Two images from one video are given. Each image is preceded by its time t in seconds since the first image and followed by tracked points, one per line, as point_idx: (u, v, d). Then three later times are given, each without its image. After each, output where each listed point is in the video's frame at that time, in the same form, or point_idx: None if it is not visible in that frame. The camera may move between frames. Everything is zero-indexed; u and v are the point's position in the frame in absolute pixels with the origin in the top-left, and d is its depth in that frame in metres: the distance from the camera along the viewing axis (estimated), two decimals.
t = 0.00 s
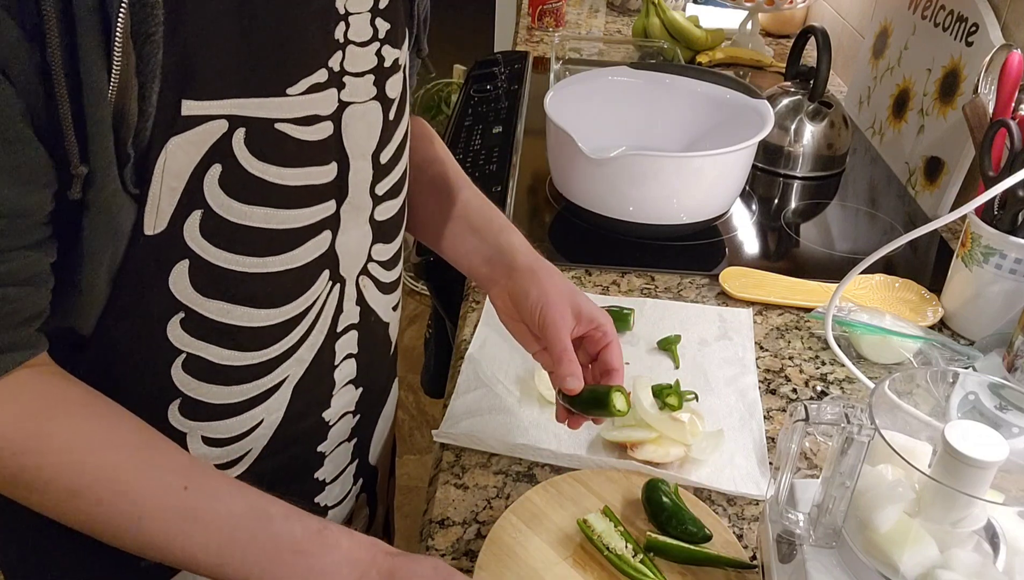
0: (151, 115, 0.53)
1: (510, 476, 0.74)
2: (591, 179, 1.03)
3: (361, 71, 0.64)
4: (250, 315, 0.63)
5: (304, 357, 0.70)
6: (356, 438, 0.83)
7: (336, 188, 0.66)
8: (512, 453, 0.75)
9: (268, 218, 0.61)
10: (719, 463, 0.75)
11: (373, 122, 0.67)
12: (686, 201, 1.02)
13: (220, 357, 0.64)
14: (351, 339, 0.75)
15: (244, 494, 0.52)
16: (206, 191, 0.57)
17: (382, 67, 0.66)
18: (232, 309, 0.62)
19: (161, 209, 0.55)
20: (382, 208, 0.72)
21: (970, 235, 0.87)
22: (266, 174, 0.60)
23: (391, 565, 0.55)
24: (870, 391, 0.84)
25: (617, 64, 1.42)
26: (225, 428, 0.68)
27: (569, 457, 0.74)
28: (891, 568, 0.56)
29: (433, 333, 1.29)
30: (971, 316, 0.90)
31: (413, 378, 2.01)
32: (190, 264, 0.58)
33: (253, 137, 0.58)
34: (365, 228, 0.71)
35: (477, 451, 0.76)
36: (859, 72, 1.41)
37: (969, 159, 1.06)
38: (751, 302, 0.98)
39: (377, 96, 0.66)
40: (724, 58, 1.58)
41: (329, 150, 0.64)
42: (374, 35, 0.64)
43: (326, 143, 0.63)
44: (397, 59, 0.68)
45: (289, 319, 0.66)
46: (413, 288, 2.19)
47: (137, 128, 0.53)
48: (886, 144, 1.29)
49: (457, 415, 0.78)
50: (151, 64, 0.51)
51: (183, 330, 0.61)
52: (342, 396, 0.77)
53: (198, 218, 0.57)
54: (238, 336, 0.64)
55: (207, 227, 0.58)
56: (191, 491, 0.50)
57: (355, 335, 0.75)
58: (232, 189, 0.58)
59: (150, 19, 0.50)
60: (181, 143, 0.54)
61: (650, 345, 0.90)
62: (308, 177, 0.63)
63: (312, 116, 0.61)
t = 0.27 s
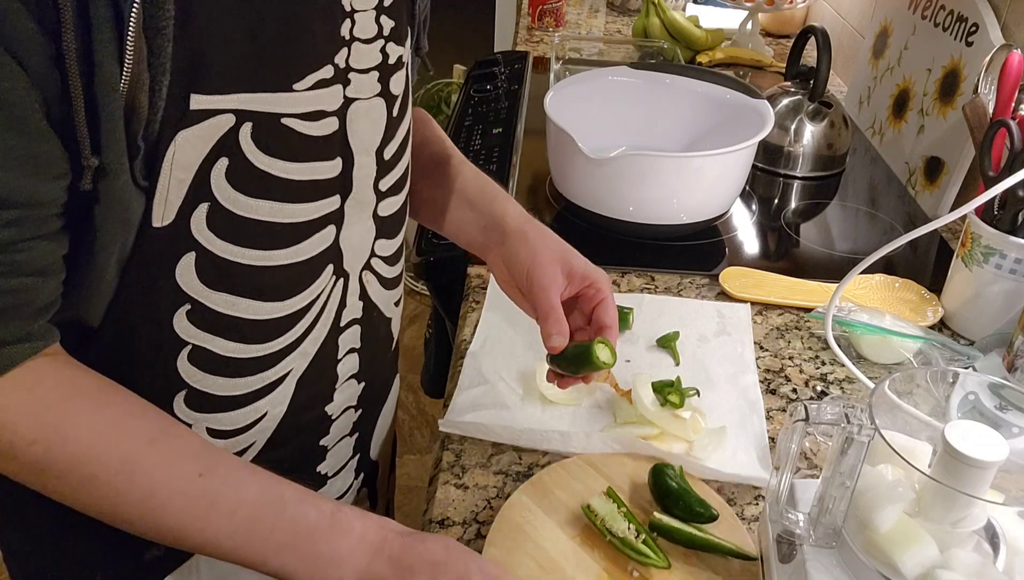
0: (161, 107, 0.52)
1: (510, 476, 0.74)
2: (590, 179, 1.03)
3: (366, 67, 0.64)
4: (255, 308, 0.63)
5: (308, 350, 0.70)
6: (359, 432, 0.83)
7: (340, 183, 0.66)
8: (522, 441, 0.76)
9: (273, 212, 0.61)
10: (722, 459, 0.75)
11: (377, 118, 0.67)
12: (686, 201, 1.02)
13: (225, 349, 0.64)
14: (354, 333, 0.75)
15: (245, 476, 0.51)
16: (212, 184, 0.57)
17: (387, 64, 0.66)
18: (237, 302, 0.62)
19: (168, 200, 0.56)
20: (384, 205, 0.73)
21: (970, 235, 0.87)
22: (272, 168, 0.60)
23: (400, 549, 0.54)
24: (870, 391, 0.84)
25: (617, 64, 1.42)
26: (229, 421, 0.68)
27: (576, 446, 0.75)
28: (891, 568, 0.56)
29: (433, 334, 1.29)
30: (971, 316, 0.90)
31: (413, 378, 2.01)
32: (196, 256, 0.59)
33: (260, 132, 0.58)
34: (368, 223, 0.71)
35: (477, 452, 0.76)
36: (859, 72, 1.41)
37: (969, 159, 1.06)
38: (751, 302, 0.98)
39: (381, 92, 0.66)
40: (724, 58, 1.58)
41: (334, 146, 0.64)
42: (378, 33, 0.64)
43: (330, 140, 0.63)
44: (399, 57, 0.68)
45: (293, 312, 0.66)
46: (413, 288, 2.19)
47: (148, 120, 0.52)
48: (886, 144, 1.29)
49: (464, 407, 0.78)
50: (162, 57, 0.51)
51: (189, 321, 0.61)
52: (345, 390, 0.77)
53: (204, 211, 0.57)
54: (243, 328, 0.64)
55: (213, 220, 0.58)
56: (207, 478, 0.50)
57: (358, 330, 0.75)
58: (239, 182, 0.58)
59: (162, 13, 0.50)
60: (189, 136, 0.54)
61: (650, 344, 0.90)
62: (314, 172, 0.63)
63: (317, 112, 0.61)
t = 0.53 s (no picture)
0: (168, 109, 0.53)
1: (511, 476, 0.73)
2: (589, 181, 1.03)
3: (371, 69, 0.65)
4: (260, 307, 0.64)
5: (311, 348, 0.70)
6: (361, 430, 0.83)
7: (344, 183, 0.66)
8: (525, 431, 0.77)
9: (277, 212, 0.61)
10: (726, 440, 0.76)
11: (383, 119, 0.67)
12: (685, 202, 1.02)
13: (229, 348, 0.64)
14: (356, 332, 0.75)
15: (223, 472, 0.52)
16: (219, 184, 0.57)
17: (391, 65, 0.66)
18: (242, 301, 0.62)
19: (176, 201, 0.56)
20: (386, 205, 0.73)
21: (970, 235, 0.87)
22: (277, 168, 0.60)
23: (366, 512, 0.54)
24: (870, 391, 0.84)
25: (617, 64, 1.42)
26: (232, 418, 0.68)
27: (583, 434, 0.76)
28: (891, 568, 0.56)
29: (433, 333, 1.29)
30: (971, 316, 0.90)
31: (413, 379, 2.01)
32: (202, 256, 0.59)
33: (266, 133, 0.58)
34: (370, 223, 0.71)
35: (477, 452, 0.76)
36: (859, 72, 1.41)
37: (968, 158, 1.06)
38: (751, 302, 0.98)
39: (385, 93, 0.67)
40: (724, 58, 1.58)
41: (338, 147, 0.64)
42: (383, 35, 0.65)
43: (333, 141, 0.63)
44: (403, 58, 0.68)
45: (296, 311, 0.67)
46: (412, 288, 2.19)
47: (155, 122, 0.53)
48: (886, 143, 1.29)
49: (467, 402, 0.79)
50: (168, 58, 0.51)
51: (195, 320, 0.61)
52: (347, 388, 0.77)
53: (211, 212, 0.57)
54: (248, 328, 0.64)
55: (219, 220, 0.58)
56: (169, 449, 0.51)
57: (360, 328, 0.76)
58: (245, 182, 0.58)
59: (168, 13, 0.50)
60: (196, 137, 0.55)
61: (652, 330, 0.91)
62: (318, 172, 0.63)
63: (322, 112, 0.61)
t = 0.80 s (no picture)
0: (158, 109, 0.56)
1: (510, 476, 0.73)
2: (588, 180, 1.03)
3: (369, 71, 0.66)
4: (254, 308, 0.66)
5: (308, 352, 0.73)
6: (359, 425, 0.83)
7: (341, 186, 0.68)
8: (524, 431, 0.77)
9: (272, 214, 0.64)
10: (726, 441, 0.76)
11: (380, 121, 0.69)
12: (684, 201, 1.03)
13: (224, 349, 0.67)
14: (355, 335, 0.77)
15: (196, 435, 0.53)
16: (213, 188, 0.60)
17: (389, 67, 0.68)
18: (237, 303, 0.65)
19: (169, 204, 0.59)
20: (386, 207, 0.75)
21: (970, 235, 0.87)
22: (272, 171, 0.63)
23: (345, 466, 0.55)
24: (870, 391, 0.84)
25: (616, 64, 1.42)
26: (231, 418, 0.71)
27: (580, 434, 0.76)
28: (891, 568, 0.56)
29: (433, 333, 1.29)
30: (971, 316, 0.90)
31: (413, 379, 2.00)
32: (197, 258, 0.62)
33: (259, 135, 0.61)
34: (367, 228, 0.73)
35: (478, 451, 0.76)
36: (859, 72, 1.41)
37: (969, 158, 1.06)
38: (751, 302, 0.98)
39: (383, 96, 0.68)
40: (724, 58, 1.58)
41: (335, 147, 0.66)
42: (381, 38, 0.66)
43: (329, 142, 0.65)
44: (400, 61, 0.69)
45: (292, 313, 0.69)
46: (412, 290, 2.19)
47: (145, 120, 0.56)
48: (886, 144, 1.29)
49: (467, 402, 0.79)
50: (159, 59, 0.55)
51: (189, 322, 0.64)
52: (345, 390, 0.79)
53: (206, 214, 0.60)
54: (242, 328, 0.67)
55: (214, 222, 0.61)
56: (138, 412, 0.52)
57: (359, 331, 0.77)
58: (238, 185, 0.61)
59: (158, 18, 0.54)
60: (188, 138, 0.58)
61: (650, 331, 0.91)
62: (313, 177, 0.65)
63: (319, 113, 0.64)
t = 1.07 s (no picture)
0: (148, 119, 0.54)
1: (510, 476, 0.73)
2: (589, 179, 1.03)
3: (366, 82, 0.64)
4: (247, 320, 0.65)
5: (301, 361, 0.71)
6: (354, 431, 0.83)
7: (336, 198, 0.66)
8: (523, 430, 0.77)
9: (265, 226, 0.62)
10: (725, 441, 0.76)
11: (377, 133, 0.67)
12: (684, 202, 1.03)
13: (215, 359, 0.65)
14: (349, 345, 0.76)
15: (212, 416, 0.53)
16: (203, 198, 0.58)
17: (388, 79, 0.65)
18: (229, 314, 0.63)
19: (158, 213, 0.57)
20: (383, 217, 0.72)
21: (970, 235, 0.87)
22: (265, 181, 0.60)
23: (370, 413, 0.56)
24: (870, 391, 0.84)
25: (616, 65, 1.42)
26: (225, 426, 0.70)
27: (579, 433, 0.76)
28: (891, 568, 0.56)
29: (433, 333, 1.29)
30: (971, 316, 0.90)
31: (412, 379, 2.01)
32: (187, 268, 0.60)
33: (252, 146, 0.58)
34: (364, 238, 0.70)
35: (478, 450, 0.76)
36: (859, 72, 1.41)
37: (969, 159, 1.06)
38: (751, 302, 0.98)
39: (381, 107, 0.66)
40: (724, 58, 1.58)
41: (332, 158, 0.64)
42: (380, 48, 0.64)
43: (326, 152, 0.63)
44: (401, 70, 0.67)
45: (285, 324, 0.67)
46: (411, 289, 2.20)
47: (135, 130, 0.54)
48: (886, 144, 1.29)
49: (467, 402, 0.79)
50: (150, 68, 0.52)
51: (179, 332, 0.62)
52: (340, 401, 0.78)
53: (196, 224, 0.58)
54: (234, 339, 0.65)
55: (205, 233, 0.59)
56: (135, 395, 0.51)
57: (354, 341, 0.76)
58: (229, 196, 0.59)
59: (150, 25, 0.51)
60: (179, 148, 0.55)
61: (649, 331, 0.91)
62: (309, 187, 0.63)
63: (313, 125, 0.61)
